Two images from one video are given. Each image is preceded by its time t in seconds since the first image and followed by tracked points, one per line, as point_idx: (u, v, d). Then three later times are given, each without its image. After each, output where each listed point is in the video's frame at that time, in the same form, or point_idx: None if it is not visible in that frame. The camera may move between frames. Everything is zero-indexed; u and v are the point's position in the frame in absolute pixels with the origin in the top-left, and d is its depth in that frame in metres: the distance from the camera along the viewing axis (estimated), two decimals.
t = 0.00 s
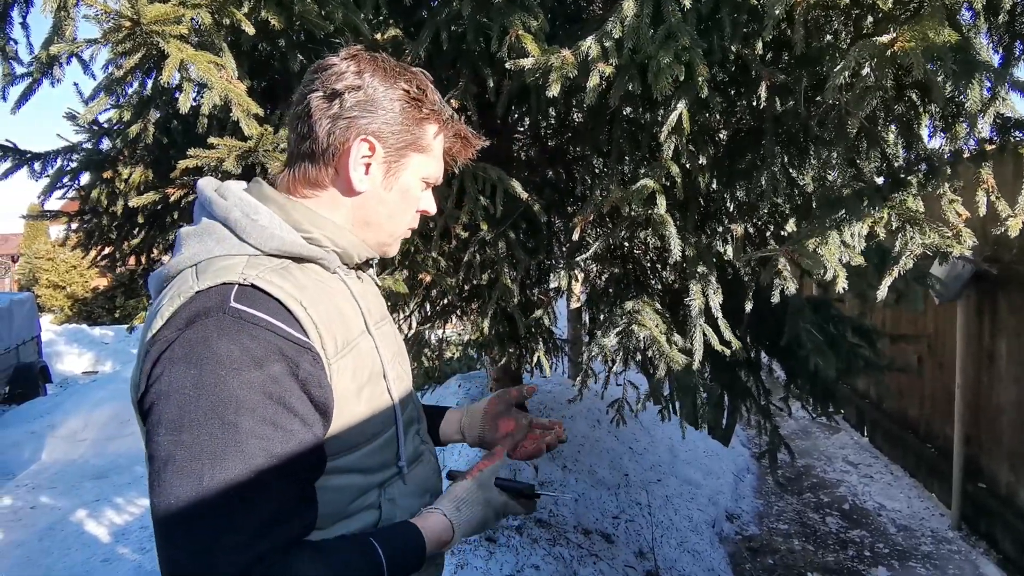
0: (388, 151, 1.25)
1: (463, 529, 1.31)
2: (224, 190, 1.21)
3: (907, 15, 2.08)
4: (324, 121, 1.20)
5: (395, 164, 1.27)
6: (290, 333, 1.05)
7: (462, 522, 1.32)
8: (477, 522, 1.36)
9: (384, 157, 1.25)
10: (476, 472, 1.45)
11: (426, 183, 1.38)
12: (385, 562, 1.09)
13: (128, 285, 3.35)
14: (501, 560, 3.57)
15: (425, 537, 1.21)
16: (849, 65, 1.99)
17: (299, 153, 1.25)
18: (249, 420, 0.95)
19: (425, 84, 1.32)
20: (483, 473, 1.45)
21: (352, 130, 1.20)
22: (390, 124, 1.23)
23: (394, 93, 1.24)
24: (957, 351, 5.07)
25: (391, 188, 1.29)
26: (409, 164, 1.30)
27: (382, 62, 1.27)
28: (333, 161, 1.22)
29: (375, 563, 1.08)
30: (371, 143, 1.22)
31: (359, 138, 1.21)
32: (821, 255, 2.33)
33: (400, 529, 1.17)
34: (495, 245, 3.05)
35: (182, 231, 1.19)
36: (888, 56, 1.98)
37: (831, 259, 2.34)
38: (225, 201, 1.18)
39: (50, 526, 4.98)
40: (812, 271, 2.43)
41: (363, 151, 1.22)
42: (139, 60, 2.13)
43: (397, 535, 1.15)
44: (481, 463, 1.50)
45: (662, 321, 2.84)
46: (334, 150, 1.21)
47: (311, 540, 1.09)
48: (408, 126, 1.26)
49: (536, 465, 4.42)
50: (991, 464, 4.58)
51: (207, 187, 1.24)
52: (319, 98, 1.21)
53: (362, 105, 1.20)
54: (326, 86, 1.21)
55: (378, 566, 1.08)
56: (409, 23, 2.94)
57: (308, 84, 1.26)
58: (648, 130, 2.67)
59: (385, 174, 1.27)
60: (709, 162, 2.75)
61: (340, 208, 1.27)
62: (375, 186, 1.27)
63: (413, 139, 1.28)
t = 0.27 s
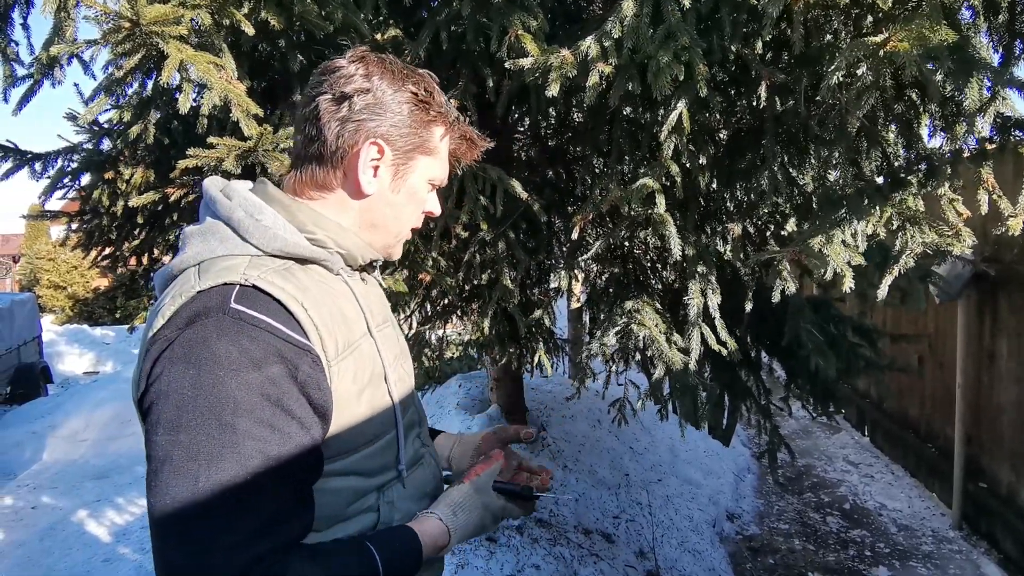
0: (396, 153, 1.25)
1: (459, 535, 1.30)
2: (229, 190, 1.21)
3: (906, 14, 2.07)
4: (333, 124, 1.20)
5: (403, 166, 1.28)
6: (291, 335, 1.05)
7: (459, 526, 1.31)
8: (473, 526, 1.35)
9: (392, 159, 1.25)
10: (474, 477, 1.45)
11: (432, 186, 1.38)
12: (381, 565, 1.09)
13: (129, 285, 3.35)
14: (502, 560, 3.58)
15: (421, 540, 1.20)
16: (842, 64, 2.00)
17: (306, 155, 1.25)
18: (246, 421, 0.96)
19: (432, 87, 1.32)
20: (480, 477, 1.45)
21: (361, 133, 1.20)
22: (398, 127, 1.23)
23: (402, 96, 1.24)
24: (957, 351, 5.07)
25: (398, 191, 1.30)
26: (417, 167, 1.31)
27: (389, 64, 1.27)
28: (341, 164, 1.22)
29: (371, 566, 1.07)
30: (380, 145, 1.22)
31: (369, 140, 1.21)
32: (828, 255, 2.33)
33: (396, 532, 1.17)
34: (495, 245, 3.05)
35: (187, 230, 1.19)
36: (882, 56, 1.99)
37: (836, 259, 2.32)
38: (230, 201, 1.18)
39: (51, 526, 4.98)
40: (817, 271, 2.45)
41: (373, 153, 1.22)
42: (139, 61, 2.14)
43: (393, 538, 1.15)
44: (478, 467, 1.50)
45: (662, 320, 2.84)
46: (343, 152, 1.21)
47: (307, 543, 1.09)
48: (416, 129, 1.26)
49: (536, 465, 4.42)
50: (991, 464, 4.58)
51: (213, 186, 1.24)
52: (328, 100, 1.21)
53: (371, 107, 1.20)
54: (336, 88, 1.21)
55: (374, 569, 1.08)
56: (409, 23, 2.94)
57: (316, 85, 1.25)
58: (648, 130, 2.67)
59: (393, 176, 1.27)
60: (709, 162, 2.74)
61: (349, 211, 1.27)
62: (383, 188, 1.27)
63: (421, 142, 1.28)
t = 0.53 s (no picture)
0: (405, 157, 1.25)
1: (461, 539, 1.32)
2: (235, 190, 1.21)
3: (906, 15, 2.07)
4: (344, 127, 1.19)
5: (411, 170, 1.28)
6: (301, 337, 1.05)
7: (461, 531, 1.32)
8: (474, 532, 1.36)
9: (401, 162, 1.26)
10: (478, 484, 1.47)
11: (436, 188, 1.38)
12: (387, 568, 1.10)
13: (129, 285, 3.36)
14: (502, 560, 3.58)
15: (425, 543, 1.21)
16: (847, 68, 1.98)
17: (314, 156, 1.25)
18: (257, 423, 0.96)
19: (438, 90, 1.33)
20: (485, 484, 1.48)
21: (371, 136, 1.20)
22: (407, 130, 1.23)
23: (412, 99, 1.24)
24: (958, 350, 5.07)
25: (406, 193, 1.30)
26: (424, 169, 1.31)
27: (397, 66, 1.27)
28: (350, 166, 1.22)
29: (376, 568, 1.08)
30: (390, 149, 1.23)
31: (380, 144, 1.21)
32: (830, 255, 2.31)
33: (401, 534, 1.17)
34: (495, 246, 3.06)
35: (193, 230, 1.19)
36: (886, 60, 2.00)
37: (838, 259, 2.31)
38: (236, 202, 1.18)
39: (52, 526, 4.99)
40: (817, 271, 2.44)
41: (383, 157, 1.22)
42: (139, 61, 2.13)
43: (398, 541, 1.15)
44: (484, 475, 1.52)
45: (663, 321, 2.84)
46: (353, 155, 1.21)
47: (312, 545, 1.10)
48: (424, 132, 1.27)
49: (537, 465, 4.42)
50: (992, 464, 4.57)
51: (218, 187, 1.24)
52: (338, 102, 1.20)
53: (382, 111, 1.20)
54: (346, 91, 1.20)
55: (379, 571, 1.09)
56: (410, 23, 2.94)
57: (324, 86, 1.24)
58: (648, 131, 2.68)
59: (401, 179, 1.28)
60: (709, 162, 2.74)
61: (356, 212, 1.27)
62: (391, 191, 1.28)
63: (428, 145, 1.28)
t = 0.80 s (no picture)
0: (402, 153, 1.25)
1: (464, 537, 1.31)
2: (235, 190, 1.21)
3: (908, 14, 2.08)
4: (340, 125, 1.19)
5: (409, 166, 1.28)
6: (305, 337, 1.05)
7: (465, 529, 1.31)
8: (478, 530, 1.36)
9: (399, 159, 1.26)
10: (482, 482, 1.46)
11: (434, 182, 1.38)
12: (394, 568, 1.10)
13: (129, 285, 3.36)
14: (503, 560, 3.57)
15: (430, 542, 1.21)
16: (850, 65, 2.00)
17: (310, 154, 1.25)
18: (264, 424, 0.96)
19: (433, 83, 1.32)
20: (488, 481, 1.47)
21: (368, 134, 1.20)
22: (404, 125, 1.23)
23: (408, 94, 1.24)
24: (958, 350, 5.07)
25: (404, 190, 1.30)
26: (422, 165, 1.31)
27: (392, 61, 1.26)
28: (347, 164, 1.22)
29: (383, 569, 1.08)
30: (388, 145, 1.22)
31: (377, 141, 1.21)
32: (827, 256, 2.30)
33: (405, 533, 1.17)
34: (495, 245, 3.05)
35: (194, 231, 1.19)
36: (889, 56, 1.98)
37: (835, 260, 2.30)
38: (237, 201, 1.18)
39: (52, 526, 4.99)
40: (817, 271, 2.43)
41: (380, 153, 1.22)
42: (139, 61, 2.13)
43: (403, 540, 1.15)
44: (488, 473, 1.51)
45: (663, 320, 2.83)
46: (350, 153, 1.21)
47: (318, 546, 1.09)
48: (421, 127, 1.26)
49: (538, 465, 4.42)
50: (993, 464, 4.57)
51: (217, 187, 1.24)
52: (334, 101, 1.20)
53: (378, 108, 1.20)
54: (341, 89, 1.20)
55: (386, 571, 1.09)
56: (410, 23, 2.94)
57: (318, 84, 1.24)
58: (648, 130, 2.67)
59: (400, 175, 1.28)
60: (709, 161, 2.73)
61: (354, 210, 1.27)
62: (390, 188, 1.28)
63: (426, 140, 1.28)
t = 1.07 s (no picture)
0: (397, 150, 1.25)
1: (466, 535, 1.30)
2: (232, 190, 1.21)
3: (908, 12, 2.08)
4: (334, 124, 1.19)
5: (404, 163, 1.28)
6: (305, 338, 1.04)
7: (467, 527, 1.31)
8: (480, 528, 1.35)
9: (394, 156, 1.25)
10: (482, 481, 1.46)
11: (431, 179, 1.38)
12: (397, 567, 1.09)
13: (129, 285, 3.35)
14: (503, 560, 3.57)
15: (432, 541, 1.20)
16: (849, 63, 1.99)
17: (304, 154, 1.24)
18: (266, 427, 0.95)
19: (427, 79, 1.31)
20: (489, 480, 1.47)
21: (362, 132, 1.20)
22: (399, 123, 1.23)
23: (402, 91, 1.23)
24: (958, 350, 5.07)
25: (400, 187, 1.30)
26: (418, 161, 1.31)
27: (384, 58, 1.26)
28: (342, 163, 1.22)
29: (386, 569, 1.07)
30: (382, 143, 1.22)
31: (371, 139, 1.21)
32: (827, 255, 2.31)
33: (406, 532, 1.17)
34: (495, 245, 3.05)
35: (191, 232, 1.19)
36: (889, 53, 1.97)
37: (836, 260, 2.30)
38: (234, 202, 1.18)
39: (52, 526, 4.98)
40: (818, 271, 2.43)
41: (376, 151, 1.22)
42: (139, 60, 2.13)
43: (405, 539, 1.15)
44: (487, 472, 1.51)
45: (664, 321, 2.83)
46: (345, 152, 1.20)
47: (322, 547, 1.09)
48: (416, 124, 1.26)
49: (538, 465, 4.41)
50: (993, 464, 4.56)
51: (213, 187, 1.23)
52: (326, 99, 1.19)
53: (372, 105, 1.19)
54: (333, 87, 1.20)
55: (389, 571, 1.08)
56: (410, 23, 2.94)
57: (311, 83, 1.23)
58: (648, 130, 2.67)
59: (396, 173, 1.27)
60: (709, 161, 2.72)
61: (350, 208, 1.27)
62: (385, 186, 1.27)
63: (421, 137, 1.28)
